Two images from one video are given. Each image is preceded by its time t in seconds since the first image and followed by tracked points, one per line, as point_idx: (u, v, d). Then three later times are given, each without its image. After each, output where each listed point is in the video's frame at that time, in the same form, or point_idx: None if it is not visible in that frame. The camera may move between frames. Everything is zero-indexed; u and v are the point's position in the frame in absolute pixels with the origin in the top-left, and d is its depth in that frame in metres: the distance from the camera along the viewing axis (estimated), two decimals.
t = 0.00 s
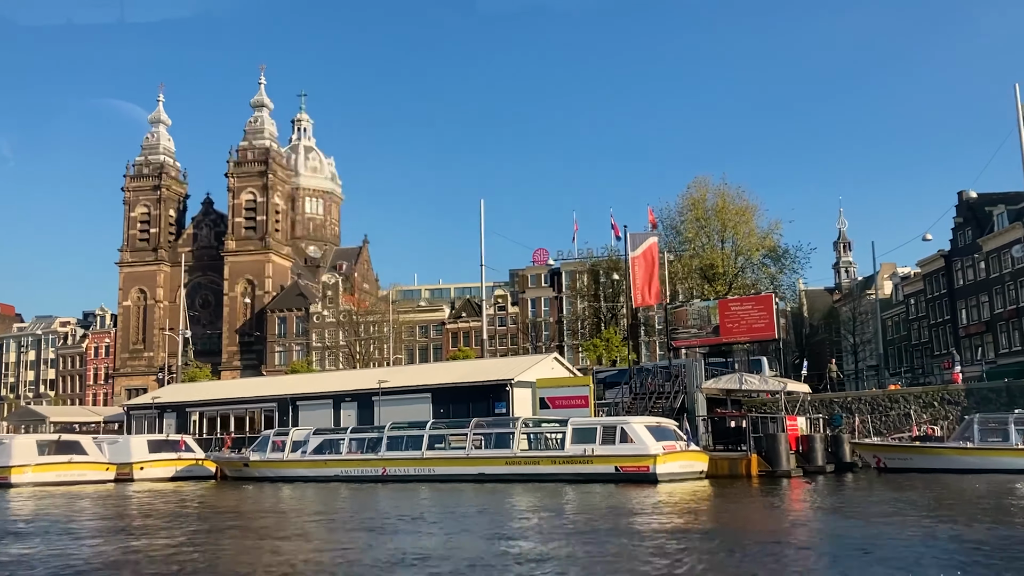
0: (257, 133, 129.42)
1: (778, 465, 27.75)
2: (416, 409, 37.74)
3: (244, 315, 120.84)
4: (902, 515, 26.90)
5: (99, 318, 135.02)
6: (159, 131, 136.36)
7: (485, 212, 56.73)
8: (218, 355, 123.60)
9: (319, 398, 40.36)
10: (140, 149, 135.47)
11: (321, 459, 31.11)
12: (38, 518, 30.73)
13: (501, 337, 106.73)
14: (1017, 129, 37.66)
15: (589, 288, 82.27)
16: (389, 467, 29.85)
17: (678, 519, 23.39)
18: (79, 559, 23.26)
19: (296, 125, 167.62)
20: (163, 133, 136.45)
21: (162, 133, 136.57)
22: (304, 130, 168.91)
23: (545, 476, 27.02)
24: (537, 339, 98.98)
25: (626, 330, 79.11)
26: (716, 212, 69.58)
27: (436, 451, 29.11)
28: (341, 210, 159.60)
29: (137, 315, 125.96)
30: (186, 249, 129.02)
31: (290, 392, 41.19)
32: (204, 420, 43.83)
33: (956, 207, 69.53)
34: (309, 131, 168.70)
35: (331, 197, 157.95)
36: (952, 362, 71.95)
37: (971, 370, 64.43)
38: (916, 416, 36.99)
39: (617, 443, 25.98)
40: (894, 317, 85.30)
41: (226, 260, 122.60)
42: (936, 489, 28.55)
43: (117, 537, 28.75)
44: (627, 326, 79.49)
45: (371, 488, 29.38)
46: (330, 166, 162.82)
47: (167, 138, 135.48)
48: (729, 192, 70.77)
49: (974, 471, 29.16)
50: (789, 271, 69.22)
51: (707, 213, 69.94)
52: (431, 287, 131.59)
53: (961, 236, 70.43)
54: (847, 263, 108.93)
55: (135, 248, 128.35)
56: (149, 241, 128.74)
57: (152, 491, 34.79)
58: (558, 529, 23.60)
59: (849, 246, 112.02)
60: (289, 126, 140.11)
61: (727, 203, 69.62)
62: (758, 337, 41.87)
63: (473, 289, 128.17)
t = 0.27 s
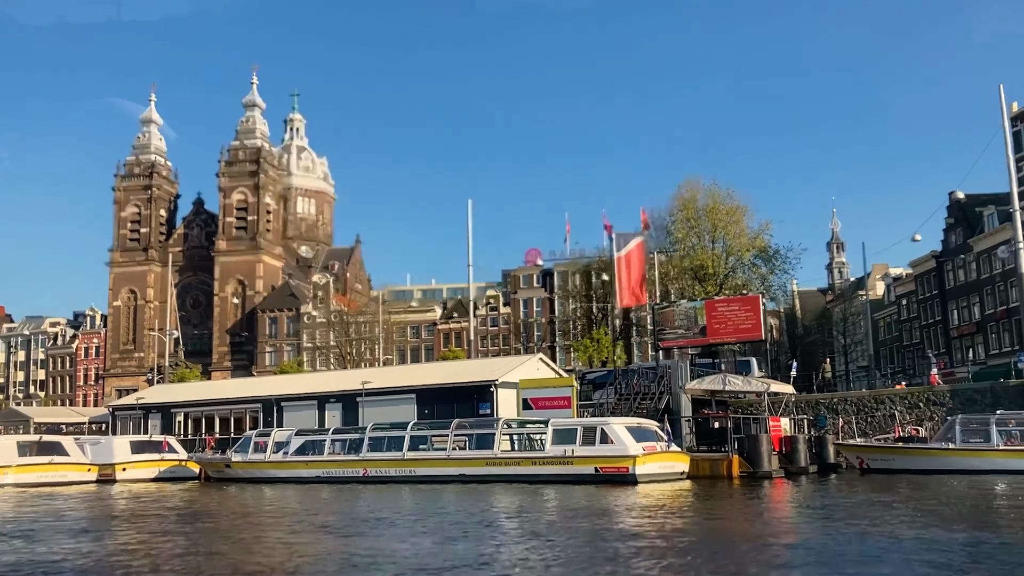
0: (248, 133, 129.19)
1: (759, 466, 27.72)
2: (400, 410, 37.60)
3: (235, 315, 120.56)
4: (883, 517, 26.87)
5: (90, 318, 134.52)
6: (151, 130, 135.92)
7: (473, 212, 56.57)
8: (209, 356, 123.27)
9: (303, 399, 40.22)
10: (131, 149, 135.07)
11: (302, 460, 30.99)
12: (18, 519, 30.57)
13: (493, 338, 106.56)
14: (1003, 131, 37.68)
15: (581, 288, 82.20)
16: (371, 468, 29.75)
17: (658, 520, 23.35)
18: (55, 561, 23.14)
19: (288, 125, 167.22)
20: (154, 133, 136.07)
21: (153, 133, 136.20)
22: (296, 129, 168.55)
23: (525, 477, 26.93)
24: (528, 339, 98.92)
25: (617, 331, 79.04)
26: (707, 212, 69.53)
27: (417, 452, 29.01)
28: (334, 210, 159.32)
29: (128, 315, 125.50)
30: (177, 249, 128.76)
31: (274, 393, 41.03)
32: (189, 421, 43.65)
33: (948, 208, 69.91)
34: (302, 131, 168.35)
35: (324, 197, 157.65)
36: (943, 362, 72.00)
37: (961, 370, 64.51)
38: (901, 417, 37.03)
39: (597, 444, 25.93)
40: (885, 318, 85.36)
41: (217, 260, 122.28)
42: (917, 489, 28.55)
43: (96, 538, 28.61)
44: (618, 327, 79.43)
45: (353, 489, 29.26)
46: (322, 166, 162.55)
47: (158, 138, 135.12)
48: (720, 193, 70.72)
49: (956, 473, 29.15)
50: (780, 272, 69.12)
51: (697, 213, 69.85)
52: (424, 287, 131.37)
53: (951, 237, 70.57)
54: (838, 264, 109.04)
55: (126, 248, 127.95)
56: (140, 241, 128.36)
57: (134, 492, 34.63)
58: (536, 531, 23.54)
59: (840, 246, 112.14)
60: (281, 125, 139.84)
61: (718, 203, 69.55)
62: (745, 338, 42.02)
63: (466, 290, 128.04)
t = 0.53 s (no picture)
0: (242, 133, 129.04)
1: (740, 466, 27.75)
2: (386, 410, 37.58)
3: (228, 316, 120.41)
4: (864, 518, 26.92)
5: (84, 318, 134.32)
6: (144, 131, 135.79)
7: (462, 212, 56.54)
8: (202, 356, 123.18)
9: (289, 400, 40.22)
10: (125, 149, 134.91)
11: (285, 460, 30.99)
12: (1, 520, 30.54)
13: (486, 338, 106.51)
14: (986, 133, 37.79)
15: (572, 289, 82.27)
16: (353, 468, 29.74)
17: (636, 521, 23.38)
18: (33, 563, 23.12)
19: (283, 125, 167.15)
20: (148, 133, 135.89)
21: (147, 133, 136.03)
22: (291, 130, 168.49)
23: (506, 478, 26.93)
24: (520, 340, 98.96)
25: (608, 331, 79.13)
26: (697, 213, 69.74)
27: (399, 453, 29.00)
28: (328, 211, 159.29)
29: (122, 316, 125.30)
30: (171, 249, 128.69)
31: (261, 393, 41.00)
32: (176, 421, 43.63)
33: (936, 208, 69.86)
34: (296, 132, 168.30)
35: (318, 197, 157.58)
36: (931, 363, 72.11)
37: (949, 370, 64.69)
38: (885, 418, 37.18)
39: (577, 444, 25.95)
40: (874, 319, 85.57)
41: (212, 261, 122.15)
42: (899, 489, 28.60)
43: (78, 540, 28.59)
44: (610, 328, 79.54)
45: (335, 490, 29.26)
46: (317, 166, 162.54)
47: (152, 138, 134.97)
48: (710, 194, 70.95)
49: (937, 473, 29.20)
50: (769, 273, 69.26)
51: (687, 214, 70.07)
52: (417, 288, 131.37)
53: (939, 238, 70.81)
54: (830, 264, 109.18)
55: (120, 248, 127.85)
56: (134, 241, 128.26)
57: (119, 492, 34.62)
58: (515, 532, 23.56)
59: (833, 247, 112.31)
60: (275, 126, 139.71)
61: (708, 205, 69.74)
62: (731, 338, 42.06)
63: (459, 291, 128.15)
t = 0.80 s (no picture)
0: (235, 134, 128.89)
1: (722, 467, 27.79)
2: (373, 410, 37.56)
3: (223, 316, 120.13)
4: (846, 518, 26.96)
5: (77, 318, 134.07)
6: (138, 131, 135.55)
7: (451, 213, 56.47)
8: (196, 356, 123.01)
9: (276, 400, 40.20)
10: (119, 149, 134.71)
11: (269, 460, 30.97)
12: None
13: (480, 338, 106.37)
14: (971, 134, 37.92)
15: (565, 289, 82.34)
16: (336, 469, 29.72)
17: (616, 522, 23.41)
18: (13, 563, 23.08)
19: (277, 126, 167.03)
20: (142, 133, 135.67)
21: (141, 133, 135.81)
22: (285, 130, 168.43)
23: (488, 478, 26.95)
24: (514, 340, 98.96)
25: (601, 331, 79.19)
26: (688, 214, 69.84)
27: (382, 453, 28.99)
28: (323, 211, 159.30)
29: (116, 316, 125.13)
30: (165, 249, 128.57)
31: (248, 393, 40.96)
32: (164, 422, 43.61)
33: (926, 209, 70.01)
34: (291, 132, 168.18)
35: (313, 198, 157.61)
36: (922, 363, 72.26)
37: (939, 371, 64.89)
38: (870, 418, 37.24)
39: (559, 445, 25.97)
40: (866, 320, 85.78)
41: (206, 262, 121.93)
42: (881, 490, 28.64)
43: (61, 540, 28.58)
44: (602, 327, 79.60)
45: (318, 490, 29.28)
46: (311, 166, 162.52)
47: (146, 138, 134.75)
48: (701, 195, 71.08)
49: (920, 474, 29.25)
50: (760, 273, 69.38)
51: (678, 214, 70.18)
52: (411, 288, 131.37)
53: (930, 238, 71.04)
54: (823, 264, 109.38)
55: (114, 248, 127.69)
56: (128, 241, 128.11)
57: (103, 493, 34.57)
58: (495, 533, 23.58)
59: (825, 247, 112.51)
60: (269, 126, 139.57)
61: (699, 205, 69.86)
62: (718, 338, 42.38)
63: (453, 291, 128.27)
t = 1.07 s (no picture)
0: (230, 134, 128.74)
1: (705, 468, 27.65)
2: (359, 412, 37.38)
3: (216, 316, 119.92)
4: (828, 520, 26.83)
5: (70, 318, 133.69)
6: (132, 131, 135.24)
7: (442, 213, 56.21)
8: (189, 357, 122.72)
9: (262, 401, 40.04)
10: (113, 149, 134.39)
11: (251, 462, 30.79)
12: None
13: (473, 339, 106.06)
14: (959, 134, 37.78)
15: (558, 290, 82.11)
16: (318, 470, 29.55)
17: (596, 524, 23.27)
18: None
19: (273, 126, 166.80)
20: (136, 133, 135.36)
21: (135, 133, 135.50)
22: (281, 130, 168.17)
23: (469, 479, 26.79)
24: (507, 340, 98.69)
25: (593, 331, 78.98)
26: (680, 214, 69.73)
27: (363, 454, 28.82)
28: (318, 211, 159.06)
29: (109, 316, 124.83)
30: (158, 249, 128.30)
31: (234, 394, 40.75)
32: (150, 423, 43.39)
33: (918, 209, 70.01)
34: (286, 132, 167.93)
35: (308, 198, 157.41)
36: (914, 364, 72.16)
37: (931, 371, 64.81)
38: (859, 419, 37.12)
39: (540, 446, 25.80)
40: (859, 320, 85.68)
41: (198, 261, 121.80)
42: (866, 491, 28.51)
43: (40, 541, 28.38)
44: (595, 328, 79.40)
45: (299, 492, 29.12)
46: (306, 166, 162.31)
47: (140, 138, 134.45)
48: (693, 195, 71.02)
49: (905, 475, 29.10)
50: (752, 273, 69.22)
51: (670, 214, 70.07)
52: (405, 288, 131.12)
53: (923, 239, 71.03)
54: (817, 265, 109.25)
55: (107, 248, 127.35)
56: (121, 241, 127.79)
57: (86, 494, 34.37)
58: (473, 535, 23.41)
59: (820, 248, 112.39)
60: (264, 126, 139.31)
61: (691, 205, 69.76)
62: (707, 339, 42.24)
63: (448, 292, 128.04)
